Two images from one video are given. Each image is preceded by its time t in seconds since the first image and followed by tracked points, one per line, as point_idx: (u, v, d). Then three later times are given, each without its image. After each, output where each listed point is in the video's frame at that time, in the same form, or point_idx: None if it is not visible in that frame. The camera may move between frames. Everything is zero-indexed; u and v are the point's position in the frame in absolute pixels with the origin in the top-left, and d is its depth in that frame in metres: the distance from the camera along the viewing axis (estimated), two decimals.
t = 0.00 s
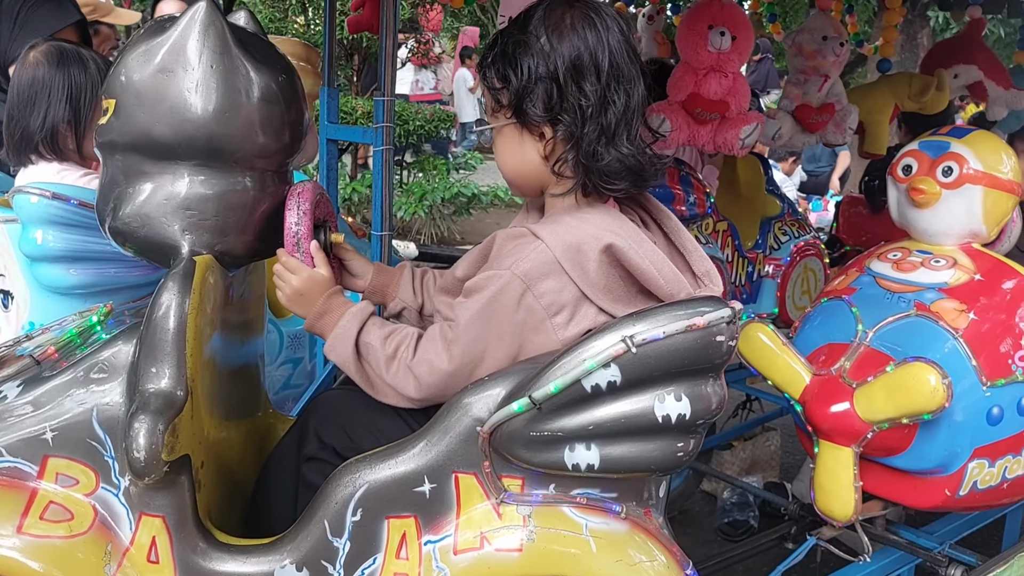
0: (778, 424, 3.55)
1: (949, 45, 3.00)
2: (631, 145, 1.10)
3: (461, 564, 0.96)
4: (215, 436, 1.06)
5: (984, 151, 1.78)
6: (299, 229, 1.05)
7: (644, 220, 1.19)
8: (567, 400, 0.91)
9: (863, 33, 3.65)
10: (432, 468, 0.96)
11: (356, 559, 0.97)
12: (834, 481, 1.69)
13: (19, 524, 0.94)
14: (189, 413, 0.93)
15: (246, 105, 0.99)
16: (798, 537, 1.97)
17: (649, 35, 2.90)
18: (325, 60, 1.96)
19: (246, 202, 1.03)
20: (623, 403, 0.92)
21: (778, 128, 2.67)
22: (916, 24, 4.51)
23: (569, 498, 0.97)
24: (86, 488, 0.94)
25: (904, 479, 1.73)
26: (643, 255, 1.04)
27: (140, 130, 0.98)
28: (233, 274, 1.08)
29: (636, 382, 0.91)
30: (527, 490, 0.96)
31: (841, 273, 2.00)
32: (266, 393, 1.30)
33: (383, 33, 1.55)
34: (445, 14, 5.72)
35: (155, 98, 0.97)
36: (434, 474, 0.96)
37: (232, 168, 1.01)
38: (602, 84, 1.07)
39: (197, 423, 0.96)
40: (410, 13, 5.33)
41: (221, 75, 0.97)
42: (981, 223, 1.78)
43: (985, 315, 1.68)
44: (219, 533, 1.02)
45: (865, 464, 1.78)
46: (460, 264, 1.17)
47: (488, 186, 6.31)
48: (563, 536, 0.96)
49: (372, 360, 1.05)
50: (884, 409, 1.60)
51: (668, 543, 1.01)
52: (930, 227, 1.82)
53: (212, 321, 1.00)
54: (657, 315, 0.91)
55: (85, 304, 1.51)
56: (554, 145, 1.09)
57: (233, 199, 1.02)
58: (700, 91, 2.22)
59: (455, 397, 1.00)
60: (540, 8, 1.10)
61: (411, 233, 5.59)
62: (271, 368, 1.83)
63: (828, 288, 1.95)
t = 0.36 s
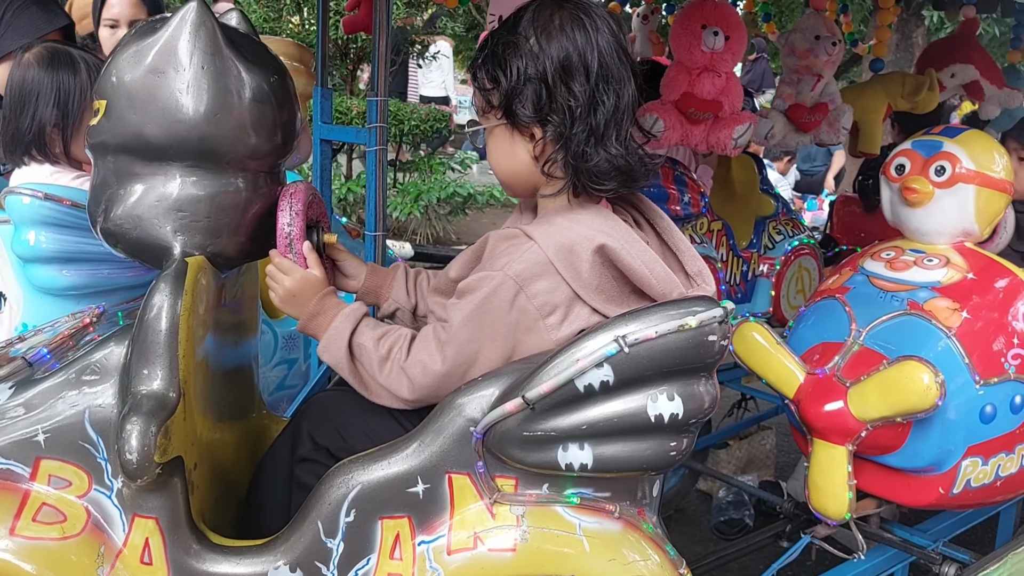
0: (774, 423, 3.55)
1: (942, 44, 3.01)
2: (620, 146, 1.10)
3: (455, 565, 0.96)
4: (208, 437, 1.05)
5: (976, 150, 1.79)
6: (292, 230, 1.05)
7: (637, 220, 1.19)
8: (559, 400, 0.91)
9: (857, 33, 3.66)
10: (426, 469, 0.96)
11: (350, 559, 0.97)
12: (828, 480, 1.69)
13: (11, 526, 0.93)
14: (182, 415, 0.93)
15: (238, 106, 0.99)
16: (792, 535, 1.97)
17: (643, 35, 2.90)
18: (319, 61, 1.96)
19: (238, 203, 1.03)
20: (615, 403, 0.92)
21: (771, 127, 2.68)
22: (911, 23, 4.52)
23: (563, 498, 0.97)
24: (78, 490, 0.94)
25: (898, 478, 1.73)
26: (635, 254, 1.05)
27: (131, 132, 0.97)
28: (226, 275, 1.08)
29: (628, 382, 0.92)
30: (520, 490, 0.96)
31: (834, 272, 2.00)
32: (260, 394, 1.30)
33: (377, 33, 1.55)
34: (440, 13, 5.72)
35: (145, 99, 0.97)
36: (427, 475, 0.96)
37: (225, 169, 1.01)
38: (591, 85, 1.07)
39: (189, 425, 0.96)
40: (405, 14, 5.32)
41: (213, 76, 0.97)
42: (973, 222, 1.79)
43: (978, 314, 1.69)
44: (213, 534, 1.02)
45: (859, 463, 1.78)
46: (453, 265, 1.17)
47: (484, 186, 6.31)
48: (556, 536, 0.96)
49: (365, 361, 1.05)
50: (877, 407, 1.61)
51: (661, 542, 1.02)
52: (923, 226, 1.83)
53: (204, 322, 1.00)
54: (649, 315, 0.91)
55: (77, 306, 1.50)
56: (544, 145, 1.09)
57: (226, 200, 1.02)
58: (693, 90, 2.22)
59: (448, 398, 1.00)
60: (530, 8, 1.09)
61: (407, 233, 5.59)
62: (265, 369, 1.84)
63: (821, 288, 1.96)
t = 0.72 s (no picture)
0: (774, 420, 3.56)
1: (942, 41, 3.02)
2: (615, 146, 1.08)
3: (465, 562, 0.96)
4: (216, 437, 1.05)
5: (979, 146, 1.79)
6: (300, 230, 1.05)
7: (643, 217, 1.19)
8: (569, 398, 0.91)
9: (856, 30, 3.66)
10: (436, 467, 0.96)
11: (360, 558, 0.97)
12: (833, 477, 1.69)
13: (22, 526, 0.93)
14: (191, 414, 0.93)
15: (245, 105, 0.99)
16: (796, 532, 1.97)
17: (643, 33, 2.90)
18: (321, 61, 1.96)
19: (245, 203, 1.03)
20: (625, 400, 0.92)
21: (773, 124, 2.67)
22: (908, 21, 4.52)
23: (573, 496, 0.97)
24: (89, 489, 0.94)
25: (902, 474, 1.74)
26: (642, 252, 1.04)
27: (138, 132, 0.97)
28: (234, 274, 1.08)
29: (639, 379, 0.92)
30: (531, 488, 0.96)
31: (837, 269, 2.00)
32: (267, 394, 1.30)
33: (379, 32, 1.55)
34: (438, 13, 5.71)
35: (152, 99, 0.96)
36: (438, 473, 0.96)
37: (232, 169, 1.01)
38: (583, 85, 1.06)
39: (199, 425, 0.96)
40: (403, 13, 5.32)
41: (220, 75, 0.97)
42: (976, 218, 1.79)
43: (981, 310, 1.69)
44: (223, 533, 1.02)
45: (863, 459, 1.78)
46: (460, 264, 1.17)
47: (482, 185, 6.31)
48: (566, 533, 0.96)
49: (374, 360, 1.05)
50: (882, 404, 1.61)
51: (671, 539, 1.02)
52: (926, 223, 1.83)
53: (213, 322, 0.99)
54: (658, 313, 0.91)
55: (82, 307, 1.50)
56: (537, 145, 1.09)
57: (233, 199, 1.02)
58: (696, 88, 2.23)
59: (457, 397, 1.00)
60: (527, 10, 1.09)
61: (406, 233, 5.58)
62: (270, 368, 1.84)
63: (824, 285, 1.96)
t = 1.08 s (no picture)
0: (779, 420, 3.55)
1: (948, 39, 3.02)
2: (552, 160, 1.07)
3: (494, 569, 0.95)
4: (239, 442, 1.05)
5: (993, 146, 1.79)
6: (323, 234, 1.04)
7: (658, 214, 1.15)
8: (597, 405, 0.91)
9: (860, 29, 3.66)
10: (462, 473, 0.95)
11: (387, 565, 0.97)
12: (848, 478, 1.68)
13: (48, 534, 0.92)
14: (217, 421, 0.92)
15: (267, 110, 0.98)
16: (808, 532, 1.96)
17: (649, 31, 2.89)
18: (333, 62, 1.95)
19: (267, 207, 1.02)
20: (654, 406, 0.92)
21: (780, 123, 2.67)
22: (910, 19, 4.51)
23: (600, 502, 0.96)
24: (114, 497, 0.93)
25: (916, 475, 1.73)
26: (645, 252, 1.04)
27: (161, 137, 0.96)
28: (255, 279, 1.07)
29: (668, 386, 0.91)
30: (557, 495, 0.96)
31: (849, 270, 2.00)
32: (286, 398, 1.30)
33: (394, 33, 1.53)
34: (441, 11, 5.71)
35: (175, 103, 0.96)
36: (464, 479, 0.95)
37: (254, 174, 1.00)
38: (518, 93, 1.08)
39: (224, 431, 0.96)
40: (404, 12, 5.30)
41: (243, 79, 0.96)
42: (990, 218, 1.79)
43: (996, 310, 1.69)
44: (247, 540, 1.01)
45: (878, 460, 1.78)
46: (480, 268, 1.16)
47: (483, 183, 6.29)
48: (594, 540, 0.96)
49: (393, 369, 1.04)
50: (898, 405, 1.60)
51: (697, 544, 1.01)
52: (940, 223, 1.83)
53: (236, 328, 0.99)
54: (687, 318, 0.91)
55: (96, 310, 1.49)
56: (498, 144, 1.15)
57: (255, 204, 1.01)
58: (708, 88, 2.24)
59: (482, 403, 0.99)
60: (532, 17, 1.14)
61: (408, 232, 5.59)
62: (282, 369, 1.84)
63: (837, 286, 1.95)
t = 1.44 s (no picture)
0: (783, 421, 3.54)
1: (957, 39, 3.01)
2: (568, 171, 1.06)
3: None
4: (262, 456, 1.04)
5: (1010, 150, 1.78)
6: (347, 246, 1.02)
7: (685, 223, 1.14)
8: (628, 421, 0.90)
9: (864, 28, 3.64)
10: (491, 488, 0.94)
11: None
12: (865, 484, 1.67)
13: (73, 552, 0.91)
14: (244, 437, 0.91)
15: (292, 121, 0.97)
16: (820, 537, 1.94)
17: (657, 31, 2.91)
18: (346, 66, 1.94)
19: (291, 219, 1.00)
20: (687, 422, 0.91)
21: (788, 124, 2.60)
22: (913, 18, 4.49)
23: (630, 518, 0.95)
24: (139, 513, 0.92)
25: (934, 482, 1.72)
26: (667, 260, 1.02)
27: (186, 148, 0.95)
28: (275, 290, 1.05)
29: (700, 401, 0.90)
30: (587, 511, 0.95)
31: (864, 274, 1.98)
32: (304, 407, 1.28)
33: (410, 37, 1.52)
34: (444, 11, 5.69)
35: (200, 115, 0.94)
36: (493, 495, 0.94)
37: (278, 186, 0.99)
38: (538, 103, 1.07)
39: (249, 447, 0.94)
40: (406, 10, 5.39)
41: (268, 90, 0.95)
42: (1007, 223, 1.77)
43: (1014, 316, 1.67)
44: (271, 555, 1.00)
45: (895, 466, 1.77)
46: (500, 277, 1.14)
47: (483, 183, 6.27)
48: (624, 557, 0.94)
49: (417, 382, 1.03)
50: (917, 412, 1.59)
51: (727, 560, 1.00)
52: (956, 228, 1.81)
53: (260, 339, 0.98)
54: (720, 332, 0.90)
55: (110, 318, 1.48)
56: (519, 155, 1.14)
57: (279, 216, 0.99)
58: (718, 91, 2.24)
59: (509, 418, 0.98)
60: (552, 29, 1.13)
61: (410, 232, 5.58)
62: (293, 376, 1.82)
63: (852, 290, 1.94)
